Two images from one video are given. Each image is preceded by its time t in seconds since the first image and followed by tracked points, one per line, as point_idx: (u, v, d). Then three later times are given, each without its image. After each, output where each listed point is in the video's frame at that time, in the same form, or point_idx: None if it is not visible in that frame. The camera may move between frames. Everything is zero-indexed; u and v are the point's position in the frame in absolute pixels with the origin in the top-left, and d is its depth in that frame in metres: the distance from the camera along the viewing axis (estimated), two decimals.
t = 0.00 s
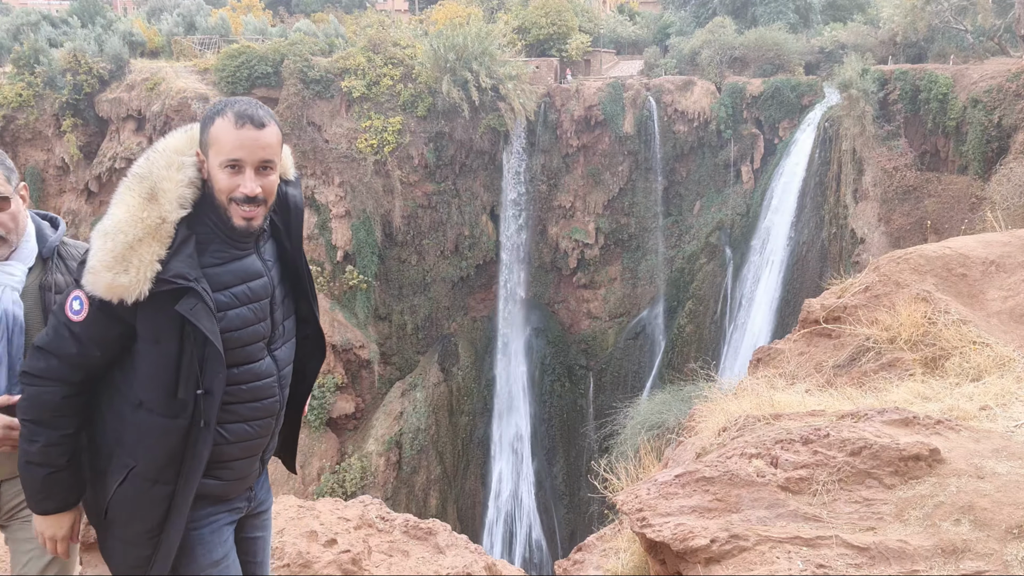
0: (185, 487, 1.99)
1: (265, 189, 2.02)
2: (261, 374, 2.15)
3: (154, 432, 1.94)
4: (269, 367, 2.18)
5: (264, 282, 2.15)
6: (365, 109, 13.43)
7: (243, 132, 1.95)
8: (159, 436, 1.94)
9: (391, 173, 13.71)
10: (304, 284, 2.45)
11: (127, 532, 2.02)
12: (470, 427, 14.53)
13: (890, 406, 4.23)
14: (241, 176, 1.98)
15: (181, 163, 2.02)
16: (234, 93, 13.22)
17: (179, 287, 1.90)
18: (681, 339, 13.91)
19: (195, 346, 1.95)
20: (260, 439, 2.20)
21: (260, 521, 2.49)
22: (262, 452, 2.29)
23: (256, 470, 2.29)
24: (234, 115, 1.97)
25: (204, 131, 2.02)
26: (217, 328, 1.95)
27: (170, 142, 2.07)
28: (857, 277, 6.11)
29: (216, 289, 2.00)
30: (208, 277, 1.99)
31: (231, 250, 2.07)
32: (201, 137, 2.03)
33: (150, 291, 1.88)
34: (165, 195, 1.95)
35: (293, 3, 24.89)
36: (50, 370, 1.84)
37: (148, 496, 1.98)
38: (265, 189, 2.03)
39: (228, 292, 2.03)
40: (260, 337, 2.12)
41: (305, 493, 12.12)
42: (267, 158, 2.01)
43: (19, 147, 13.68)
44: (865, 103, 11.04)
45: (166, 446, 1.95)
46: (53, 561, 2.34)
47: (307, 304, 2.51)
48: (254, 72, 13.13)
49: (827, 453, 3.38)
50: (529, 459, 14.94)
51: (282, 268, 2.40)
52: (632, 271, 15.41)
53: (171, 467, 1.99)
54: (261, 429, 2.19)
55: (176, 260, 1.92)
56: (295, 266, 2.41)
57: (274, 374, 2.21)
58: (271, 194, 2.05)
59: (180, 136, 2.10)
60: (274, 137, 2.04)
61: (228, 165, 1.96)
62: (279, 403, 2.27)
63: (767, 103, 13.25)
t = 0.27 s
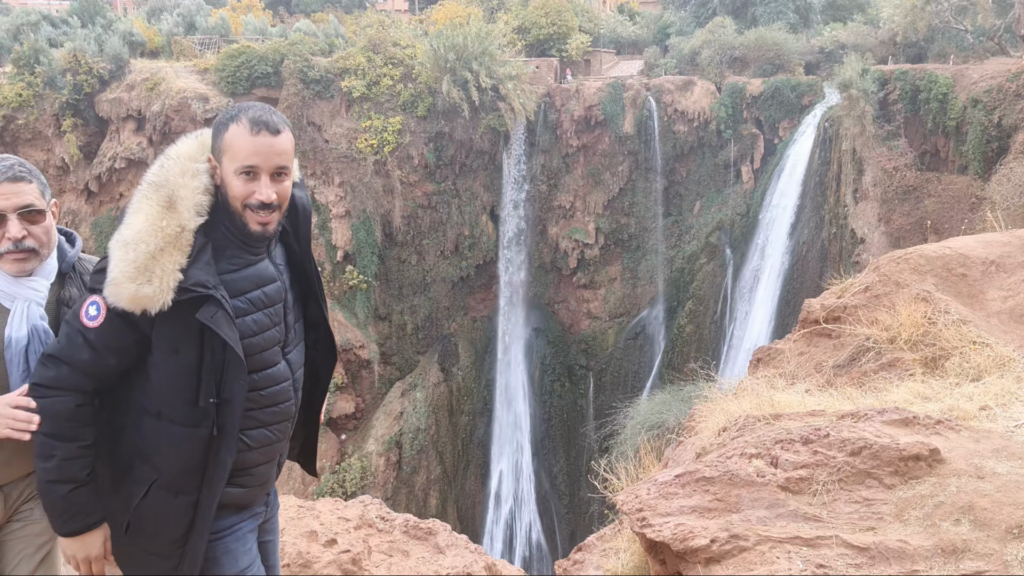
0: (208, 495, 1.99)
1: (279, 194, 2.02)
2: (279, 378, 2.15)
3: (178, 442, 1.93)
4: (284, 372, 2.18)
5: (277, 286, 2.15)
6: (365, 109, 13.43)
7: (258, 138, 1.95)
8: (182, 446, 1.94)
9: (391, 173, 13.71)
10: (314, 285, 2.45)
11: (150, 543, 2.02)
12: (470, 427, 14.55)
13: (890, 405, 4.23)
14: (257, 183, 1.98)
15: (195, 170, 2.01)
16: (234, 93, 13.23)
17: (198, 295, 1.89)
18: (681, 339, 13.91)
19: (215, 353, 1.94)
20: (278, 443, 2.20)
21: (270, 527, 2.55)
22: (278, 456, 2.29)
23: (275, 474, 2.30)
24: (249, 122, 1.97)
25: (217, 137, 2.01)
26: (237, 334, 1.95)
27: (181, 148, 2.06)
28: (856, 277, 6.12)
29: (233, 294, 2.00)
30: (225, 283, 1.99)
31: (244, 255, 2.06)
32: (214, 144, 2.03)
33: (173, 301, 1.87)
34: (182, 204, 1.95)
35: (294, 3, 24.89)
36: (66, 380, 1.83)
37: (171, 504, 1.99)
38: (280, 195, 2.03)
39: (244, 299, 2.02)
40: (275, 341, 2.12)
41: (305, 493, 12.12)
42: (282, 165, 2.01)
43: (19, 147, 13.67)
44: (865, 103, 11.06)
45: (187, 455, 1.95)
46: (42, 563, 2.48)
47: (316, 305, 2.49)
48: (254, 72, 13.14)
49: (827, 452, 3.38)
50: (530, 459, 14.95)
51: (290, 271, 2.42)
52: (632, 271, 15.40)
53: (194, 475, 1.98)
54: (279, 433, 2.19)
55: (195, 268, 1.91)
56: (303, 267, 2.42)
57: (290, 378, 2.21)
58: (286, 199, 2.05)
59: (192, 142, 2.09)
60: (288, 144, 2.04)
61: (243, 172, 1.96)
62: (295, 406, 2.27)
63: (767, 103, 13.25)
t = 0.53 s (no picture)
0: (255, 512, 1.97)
1: (279, 198, 1.98)
2: (296, 384, 2.09)
3: (223, 463, 1.91)
4: (302, 375, 2.13)
5: (284, 289, 2.12)
6: (365, 109, 13.42)
7: (256, 143, 1.89)
8: (225, 466, 1.91)
9: (391, 173, 13.71)
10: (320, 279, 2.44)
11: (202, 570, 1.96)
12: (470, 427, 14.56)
13: (890, 405, 4.23)
14: (257, 189, 1.92)
15: (193, 184, 1.91)
16: (234, 93, 13.24)
17: (218, 313, 1.83)
18: (681, 339, 13.91)
19: (242, 368, 1.89)
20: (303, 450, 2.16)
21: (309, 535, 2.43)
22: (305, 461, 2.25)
23: (303, 480, 2.26)
24: (243, 126, 1.90)
25: (209, 146, 1.93)
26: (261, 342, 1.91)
27: (171, 162, 1.94)
28: (856, 277, 6.12)
29: (246, 303, 1.96)
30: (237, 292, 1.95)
31: (247, 262, 2.02)
32: (205, 153, 1.95)
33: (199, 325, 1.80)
34: (190, 222, 1.86)
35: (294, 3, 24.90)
36: (112, 420, 1.70)
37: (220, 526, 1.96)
38: (280, 200, 1.98)
39: (257, 307, 1.99)
40: (291, 344, 2.08)
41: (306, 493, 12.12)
42: (280, 167, 1.96)
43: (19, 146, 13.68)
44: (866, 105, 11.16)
45: (228, 475, 1.92)
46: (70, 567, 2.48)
47: (323, 295, 2.46)
48: (254, 72, 13.14)
49: (827, 453, 3.39)
50: (530, 459, 14.95)
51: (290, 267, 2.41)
52: (632, 271, 15.40)
53: (238, 494, 1.96)
54: (303, 439, 2.15)
55: (213, 287, 1.86)
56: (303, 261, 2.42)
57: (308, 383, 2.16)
58: (285, 202, 2.01)
59: (179, 153, 1.97)
60: (282, 146, 1.99)
61: (242, 179, 1.90)
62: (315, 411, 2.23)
63: (767, 103, 13.25)
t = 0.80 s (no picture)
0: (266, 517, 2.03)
1: (274, 198, 1.97)
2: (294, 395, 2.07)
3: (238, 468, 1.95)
4: (302, 384, 2.13)
5: (286, 293, 2.12)
6: (365, 109, 13.42)
7: (249, 141, 1.88)
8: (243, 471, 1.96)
9: (391, 173, 13.70)
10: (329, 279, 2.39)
11: None
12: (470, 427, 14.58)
13: (889, 406, 4.23)
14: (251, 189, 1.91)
15: (191, 186, 1.91)
16: (234, 93, 13.24)
17: (222, 312, 1.84)
18: (681, 339, 13.92)
19: (250, 372, 1.93)
20: (303, 462, 2.16)
21: (321, 543, 2.46)
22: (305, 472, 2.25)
23: (303, 492, 2.27)
24: (237, 125, 1.89)
25: (206, 147, 1.93)
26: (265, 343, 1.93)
27: (169, 165, 1.94)
28: (856, 277, 6.12)
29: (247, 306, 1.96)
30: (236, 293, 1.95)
31: (246, 263, 2.02)
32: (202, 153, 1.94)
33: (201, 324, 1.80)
34: (187, 222, 1.85)
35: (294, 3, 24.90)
36: (168, 416, 1.72)
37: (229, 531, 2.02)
38: (275, 200, 1.97)
39: (259, 309, 1.99)
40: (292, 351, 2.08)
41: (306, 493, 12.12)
42: (274, 167, 1.95)
43: (19, 147, 13.68)
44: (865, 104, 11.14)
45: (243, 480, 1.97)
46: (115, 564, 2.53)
47: (334, 300, 2.43)
48: (254, 72, 13.14)
49: (827, 453, 3.39)
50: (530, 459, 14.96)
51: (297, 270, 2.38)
52: (632, 271, 15.39)
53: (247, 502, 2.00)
54: (303, 450, 2.14)
55: (214, 287, 1.85)
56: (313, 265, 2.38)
57: (308, 391, 2.16)
58: (281, 202, 2.00)
59: (177, 155, 1.97)
60: (278, 145, 1.98)
61: (235, 178, 1.89)
62: (315, 421, 2.22)
63: (767, 103, 13.26)
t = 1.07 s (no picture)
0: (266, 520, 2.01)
1: (296, 200, 1.96)
2: (309, 401, 2.06)
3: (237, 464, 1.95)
4: (320, 390, 2.11)
5: (308, 298, 2.11)
6: (365, 109, 13.42)
7: (271, 143, 1.89)
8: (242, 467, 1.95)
9: (391, 173, 13.70)
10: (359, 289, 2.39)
11: None
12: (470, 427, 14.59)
13: (889, 406, 4.23)
14: (271, 189, 1.92)
15: (215, 187, 1.96)
16: (234, 93, 13.25)
17: (233, 312, 1.86)
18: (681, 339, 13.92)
19: (259, 374, 1.92)
20: (316, 469, 2.13)
21: (336, 552, 2.42)
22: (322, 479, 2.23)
23: (319, 500, 2.24)
24: (261, 127, 1.91)
25: (234, 149, 1.97)
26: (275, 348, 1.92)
27: (199, 168, 2.01)
28: (856, 277, 6.12)
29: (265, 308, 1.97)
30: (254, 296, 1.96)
31: (270, 265, 2.03)
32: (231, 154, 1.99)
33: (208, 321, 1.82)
34: (205, 221, 1.89)
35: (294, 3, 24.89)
36: (148, 406, 1.73)
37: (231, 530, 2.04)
38: (296, 201, 1.96)
39: (276, 311, 1.99)
40: (310, 357, 2.07)
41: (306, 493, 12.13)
42: (296, 169, 1.94)
43: (19, 147, 13.68)
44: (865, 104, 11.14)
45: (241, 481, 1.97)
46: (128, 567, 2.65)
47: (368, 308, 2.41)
48: (254, 72, 13.15)
49: (827, 453, 3.39)
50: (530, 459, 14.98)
51: (328, 277, 2.36)
52: (632, 271, 15.38)
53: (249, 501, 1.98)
54: (316, 457, 2.12)
55: (226, 286, 1.88)
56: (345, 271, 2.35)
57: (326, 398, 2.14)
58: (303, 204, 1.99)
59: (208, 160, 2.05)
60: (303, 147, 1.98)
61: (257, 179, 1.91)
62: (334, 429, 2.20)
63: (767, 103, 13.26)
